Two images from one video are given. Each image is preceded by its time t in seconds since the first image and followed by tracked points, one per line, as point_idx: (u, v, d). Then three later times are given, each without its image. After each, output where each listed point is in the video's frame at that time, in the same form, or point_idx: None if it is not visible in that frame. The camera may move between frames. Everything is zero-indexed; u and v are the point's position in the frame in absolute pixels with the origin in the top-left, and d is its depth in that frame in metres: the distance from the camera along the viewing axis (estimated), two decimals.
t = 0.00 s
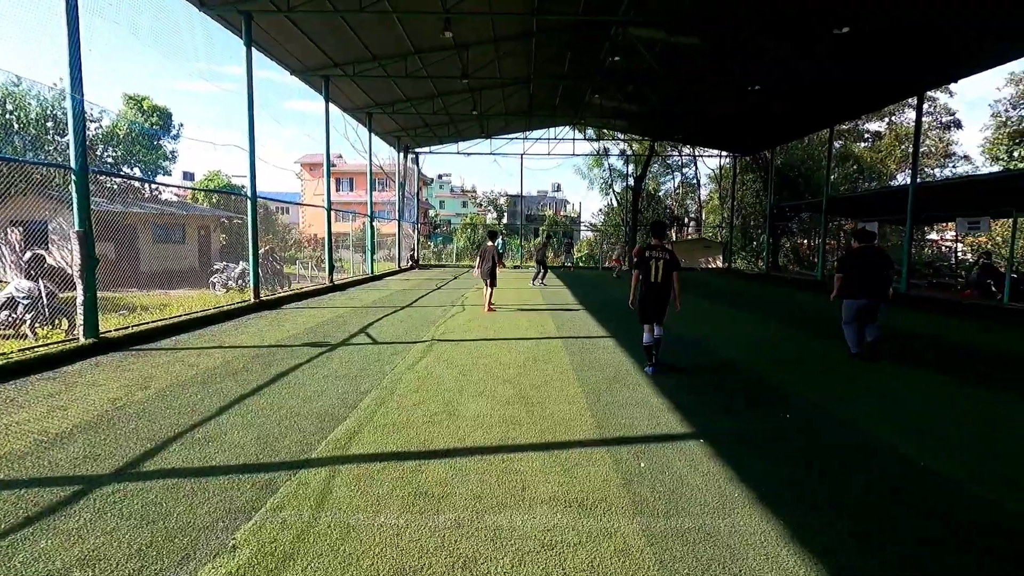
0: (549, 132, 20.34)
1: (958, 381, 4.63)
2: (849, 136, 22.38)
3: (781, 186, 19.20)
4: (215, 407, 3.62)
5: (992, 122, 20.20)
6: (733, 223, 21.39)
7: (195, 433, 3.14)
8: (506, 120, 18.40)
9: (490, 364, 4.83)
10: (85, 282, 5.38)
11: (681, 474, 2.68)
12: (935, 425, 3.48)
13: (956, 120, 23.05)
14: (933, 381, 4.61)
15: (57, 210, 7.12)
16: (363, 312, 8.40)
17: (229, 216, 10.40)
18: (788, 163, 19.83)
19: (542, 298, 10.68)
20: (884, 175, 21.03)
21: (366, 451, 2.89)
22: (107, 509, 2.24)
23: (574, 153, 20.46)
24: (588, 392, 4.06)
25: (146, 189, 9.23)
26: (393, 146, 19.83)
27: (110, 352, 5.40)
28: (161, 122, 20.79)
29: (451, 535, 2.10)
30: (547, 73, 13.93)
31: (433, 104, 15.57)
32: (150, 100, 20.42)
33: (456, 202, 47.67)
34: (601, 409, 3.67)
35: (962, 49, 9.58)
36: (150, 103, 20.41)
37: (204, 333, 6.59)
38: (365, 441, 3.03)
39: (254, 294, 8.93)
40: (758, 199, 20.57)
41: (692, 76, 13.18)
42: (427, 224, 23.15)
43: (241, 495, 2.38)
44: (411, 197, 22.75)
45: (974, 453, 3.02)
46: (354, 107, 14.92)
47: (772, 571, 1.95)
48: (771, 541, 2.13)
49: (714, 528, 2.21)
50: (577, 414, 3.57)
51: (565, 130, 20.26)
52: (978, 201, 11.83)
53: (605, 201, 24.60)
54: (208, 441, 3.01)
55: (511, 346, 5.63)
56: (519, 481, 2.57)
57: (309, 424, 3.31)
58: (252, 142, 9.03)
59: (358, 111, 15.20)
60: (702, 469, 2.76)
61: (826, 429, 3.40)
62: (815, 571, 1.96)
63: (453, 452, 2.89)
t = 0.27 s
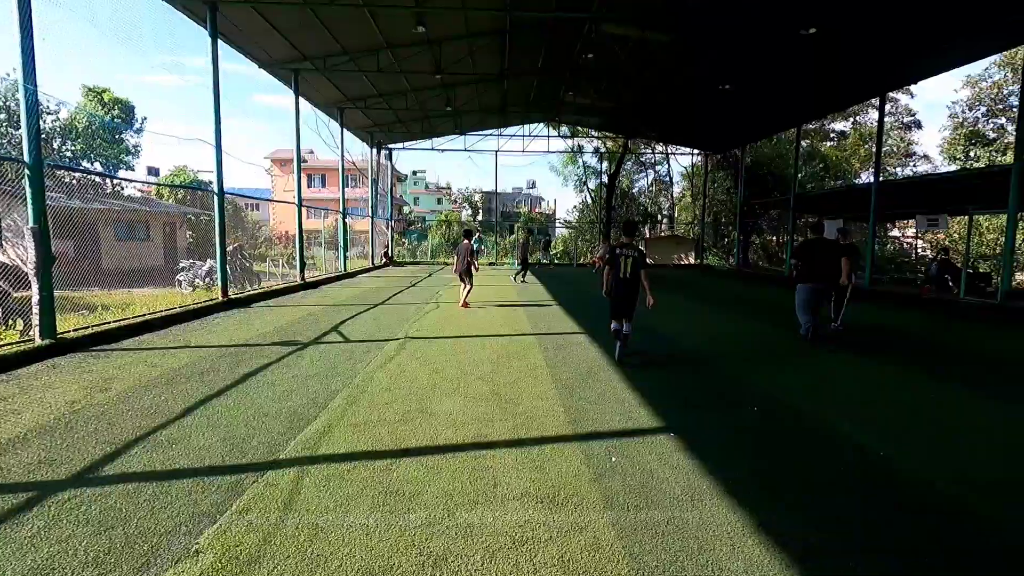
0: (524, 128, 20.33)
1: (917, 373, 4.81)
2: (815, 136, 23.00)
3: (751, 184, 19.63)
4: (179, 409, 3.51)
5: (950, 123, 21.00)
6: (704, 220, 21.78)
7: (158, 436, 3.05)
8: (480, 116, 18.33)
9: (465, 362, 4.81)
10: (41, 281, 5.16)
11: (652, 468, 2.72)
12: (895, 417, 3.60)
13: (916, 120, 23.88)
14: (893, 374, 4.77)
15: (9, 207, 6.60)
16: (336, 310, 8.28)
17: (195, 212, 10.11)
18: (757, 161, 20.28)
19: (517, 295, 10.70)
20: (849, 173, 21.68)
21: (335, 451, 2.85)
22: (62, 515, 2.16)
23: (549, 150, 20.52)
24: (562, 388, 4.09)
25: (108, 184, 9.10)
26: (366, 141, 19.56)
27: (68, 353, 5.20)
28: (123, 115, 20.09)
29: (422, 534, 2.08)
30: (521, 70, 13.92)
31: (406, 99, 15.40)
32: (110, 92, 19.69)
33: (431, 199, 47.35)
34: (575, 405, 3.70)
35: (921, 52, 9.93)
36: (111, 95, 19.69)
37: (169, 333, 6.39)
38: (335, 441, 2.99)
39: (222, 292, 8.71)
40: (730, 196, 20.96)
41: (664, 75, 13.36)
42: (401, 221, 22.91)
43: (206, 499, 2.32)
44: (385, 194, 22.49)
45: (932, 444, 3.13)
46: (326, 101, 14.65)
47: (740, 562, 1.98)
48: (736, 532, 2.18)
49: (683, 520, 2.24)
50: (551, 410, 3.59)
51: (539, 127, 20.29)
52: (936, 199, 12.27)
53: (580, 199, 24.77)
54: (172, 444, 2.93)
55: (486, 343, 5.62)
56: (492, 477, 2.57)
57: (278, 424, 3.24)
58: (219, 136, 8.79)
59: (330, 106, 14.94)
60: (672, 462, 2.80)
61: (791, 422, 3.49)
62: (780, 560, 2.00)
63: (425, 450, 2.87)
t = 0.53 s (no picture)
0: (495, 130, 20.36)
1: (871, 371, 5.00)
2: (778, 139, 23.68)
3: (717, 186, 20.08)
4: (133, 417, 3.39)
5: (904, 128, 21.92)
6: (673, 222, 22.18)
7: (110, 445, 2.94)
8: (451, 117, 18.25)
9: (433, 365, 4.78)
10: None
11: (616, 468, 2.75)
12: (850, 415, 3.74)
13: (873, 125, 24.83)
14: (849, 372, 4.96)
15: None
16: (303, 313, 8.13)
17: (155, 212, 9.78)
18: (723, 163, 20.76)
19: (488, 296, 10.70)
20: (810, 175, 22.39)
21: (297, 458, 2.80)
22: (2, 532, 2.06)
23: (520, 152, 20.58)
24: (530, 389, 4.11)
25: (64, 184, 8.41)
26: (334, 141, 19.26)
27: (15, 361, 4.95)
28: (77, 112, 19.28)
29: (384, 540, 2.06)
30: (491, 71, 13.92)
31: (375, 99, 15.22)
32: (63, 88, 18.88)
33: (402, 199, 46.89)
34: (542, 406, 3.71)
35: (874, 61, 10.34)
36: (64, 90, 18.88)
37: (125, 338, 6.16)
38: (298, 447, 2.93)
39: (184, 295, 8.45)
40: (697, 198, 21.40)
41: (632, 78, 13.56)
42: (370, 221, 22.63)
43: (159, 510, 2.25)
44: (354, 194, 22.19)
45: (883, 441, 3.27)
46: (292, 100, 14.36)
47: (698, 558, 2.02)
48: (696, 528, 2.23)
49: (646, 519, 2.28)
50: (517, 411, 3.61)
51: (510, 128, 20.33)
52: (891, 201, 12.77)
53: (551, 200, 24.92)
54: (125, 454, 2.83)
55: (455, 345, 5.61)
56: (457, 480, 2.56)
57: (239, 431, 3.16)
58: (178, 134, 8.52)
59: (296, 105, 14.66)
60: (637, 462, 2.84)
61: (751, 419, 3.59)
62: (738, 555, 2.06)
63: (391, 454, 2.84)
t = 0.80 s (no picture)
0: (471, 133, 20.37)
1: (839, 370, 5.14)
2: (749, 144, 24.25)
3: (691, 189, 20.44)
4: (95, 424, 3.27)
5: (868, 134, 22.70)
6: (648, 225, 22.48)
7: (70, 453, 2.83)
8: (427, 119, 18.18)
9: (409, 367, 4.74)
10: None
11: (591, 467, 2.76)
12: (819, 412, 3.84)
13: (839, 131, 25.63)
14: (818, 371, 5.09)
15: None
16: (275, 317, 7.97)
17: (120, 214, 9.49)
18: (696, 167, 21.15)
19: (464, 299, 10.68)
20: (780, 179, 22.97)
21: (268, 463, 2.74)
22: None
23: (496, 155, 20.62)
24: (505, 390, 4.12)
25: (22, 183, 7.92)
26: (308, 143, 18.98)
27: None
28: (37, 110, 18.58)
29: (358, 543, 2.03)
30: (467, 74, 13.92)
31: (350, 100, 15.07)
32: (22, 85, 18.18)
33: (378, 202, 46.46)
34: (518, 407, 3.71)
35: (839, 68, 10.68)
36: (23, 88, 18.18)
37: (87, 343, 5.94)
38: (269, 451, 2.87)
39: (150, 299, 8.20)
40: (670, 202, 21.76)
41: (607, 83, 13.73)
42: (345, 224, 22.36)
43: (122, 519, 2.17)
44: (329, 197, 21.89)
45: (854, 438, 3.36)
46: (264, 100, 14.12)
47: (672, 554, 2.04)
48: (670, 525, 2.25)
49: (620, 516, 2.29)
50: (492, 412, 3.60)
51: (487, 131, 20.36)
52: (857, 205, 13.16)
53: (527, 203, 25.02)
54: (85, 462, 2.72)
55: (431, 348, 5.58)
56: (433, 482, 2.54)
57: (207, 436, 3.08)
58: (145, 134, 8.29)
59: (268, 105, 14.41)
60: (612, 461, 2.86)
61: (722, 417, 3.66)
62: (713, 551, 2.08)
63: (365, 457, 2.81)
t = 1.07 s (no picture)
0: (450, 138, 20.39)
1: (810, 372, 5.26)
2: (724, 152, 24.71)
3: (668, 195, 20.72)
4: (59, 435, 3.17)
5: (839, 142, 23.34)
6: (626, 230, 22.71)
7: (32, 465, 2.74)
8: (406, 124, 18.13)
9: (385, 373, 4.71)
10: None
11: (567, 470, 2.78)
12: (791, 414, 3.93)
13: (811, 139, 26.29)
14: (790, 373, 5.20)
15: None
16: (250, 324, 7.83)
17: (88, 219, 9.24)
18: (673, 173, 21.46)
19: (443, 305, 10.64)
20: (754, 186, 23.44)
21: (240, 471, 2.69)
22: None
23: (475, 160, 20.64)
24: (483, 395, 4.12)
25: None
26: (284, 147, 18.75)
27: None
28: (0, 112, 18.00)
29: (330, 551, 2.01)
30: (445, 80, 13.93)
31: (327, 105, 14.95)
32: None
33: (356, 207, 46.04)
34: (495, 412, 3.71)
35: (809, 78, 10.99)
36: None
37: (52, 352, 5.77)
38: (240, 459, 2.82)
39: (119, 306, 7.99)
40: (648, 208, 22.05)
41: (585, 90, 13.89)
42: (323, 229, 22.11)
43: (85, 531, 2.11)
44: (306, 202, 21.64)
45: (824, 439, 3.44)
46: (239, 104, 13.93)
47: (645, 555, 2.07)
48: (643, 526, 2.28)
49: (594, 518, 2.31)
50: (469, 417, 3.60)
51: (466, 137, 20.39)
52: (828, 211, 13.50)
53: (507, 209, 25.09)
54: (47, 473, 2.64)
55: (408, 353, 5.54)
56: (408, 488, 2.53)
57: (177, 445, 3.02)
58: (114, 136, 8.10)
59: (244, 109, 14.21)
60: (587, 464, 2.88)
61: (696, 419, 3.72)
62: (684, 551, 2.12)
63: (340, 464, 2.78)
